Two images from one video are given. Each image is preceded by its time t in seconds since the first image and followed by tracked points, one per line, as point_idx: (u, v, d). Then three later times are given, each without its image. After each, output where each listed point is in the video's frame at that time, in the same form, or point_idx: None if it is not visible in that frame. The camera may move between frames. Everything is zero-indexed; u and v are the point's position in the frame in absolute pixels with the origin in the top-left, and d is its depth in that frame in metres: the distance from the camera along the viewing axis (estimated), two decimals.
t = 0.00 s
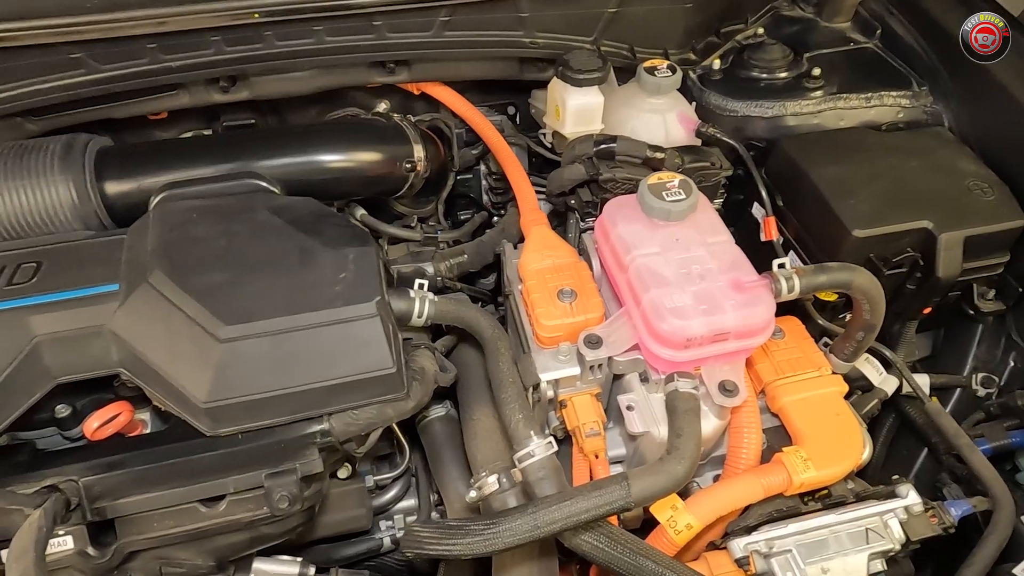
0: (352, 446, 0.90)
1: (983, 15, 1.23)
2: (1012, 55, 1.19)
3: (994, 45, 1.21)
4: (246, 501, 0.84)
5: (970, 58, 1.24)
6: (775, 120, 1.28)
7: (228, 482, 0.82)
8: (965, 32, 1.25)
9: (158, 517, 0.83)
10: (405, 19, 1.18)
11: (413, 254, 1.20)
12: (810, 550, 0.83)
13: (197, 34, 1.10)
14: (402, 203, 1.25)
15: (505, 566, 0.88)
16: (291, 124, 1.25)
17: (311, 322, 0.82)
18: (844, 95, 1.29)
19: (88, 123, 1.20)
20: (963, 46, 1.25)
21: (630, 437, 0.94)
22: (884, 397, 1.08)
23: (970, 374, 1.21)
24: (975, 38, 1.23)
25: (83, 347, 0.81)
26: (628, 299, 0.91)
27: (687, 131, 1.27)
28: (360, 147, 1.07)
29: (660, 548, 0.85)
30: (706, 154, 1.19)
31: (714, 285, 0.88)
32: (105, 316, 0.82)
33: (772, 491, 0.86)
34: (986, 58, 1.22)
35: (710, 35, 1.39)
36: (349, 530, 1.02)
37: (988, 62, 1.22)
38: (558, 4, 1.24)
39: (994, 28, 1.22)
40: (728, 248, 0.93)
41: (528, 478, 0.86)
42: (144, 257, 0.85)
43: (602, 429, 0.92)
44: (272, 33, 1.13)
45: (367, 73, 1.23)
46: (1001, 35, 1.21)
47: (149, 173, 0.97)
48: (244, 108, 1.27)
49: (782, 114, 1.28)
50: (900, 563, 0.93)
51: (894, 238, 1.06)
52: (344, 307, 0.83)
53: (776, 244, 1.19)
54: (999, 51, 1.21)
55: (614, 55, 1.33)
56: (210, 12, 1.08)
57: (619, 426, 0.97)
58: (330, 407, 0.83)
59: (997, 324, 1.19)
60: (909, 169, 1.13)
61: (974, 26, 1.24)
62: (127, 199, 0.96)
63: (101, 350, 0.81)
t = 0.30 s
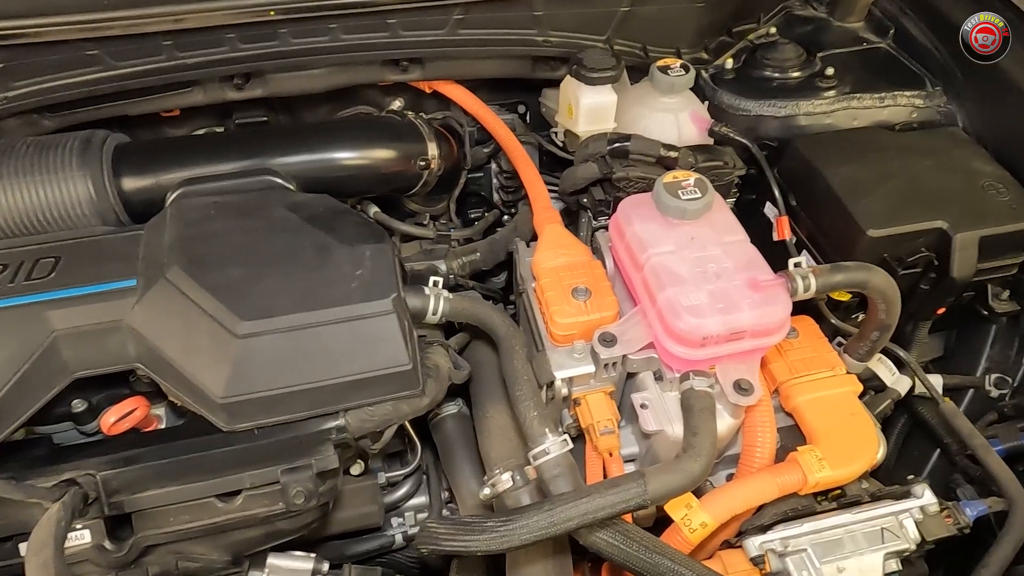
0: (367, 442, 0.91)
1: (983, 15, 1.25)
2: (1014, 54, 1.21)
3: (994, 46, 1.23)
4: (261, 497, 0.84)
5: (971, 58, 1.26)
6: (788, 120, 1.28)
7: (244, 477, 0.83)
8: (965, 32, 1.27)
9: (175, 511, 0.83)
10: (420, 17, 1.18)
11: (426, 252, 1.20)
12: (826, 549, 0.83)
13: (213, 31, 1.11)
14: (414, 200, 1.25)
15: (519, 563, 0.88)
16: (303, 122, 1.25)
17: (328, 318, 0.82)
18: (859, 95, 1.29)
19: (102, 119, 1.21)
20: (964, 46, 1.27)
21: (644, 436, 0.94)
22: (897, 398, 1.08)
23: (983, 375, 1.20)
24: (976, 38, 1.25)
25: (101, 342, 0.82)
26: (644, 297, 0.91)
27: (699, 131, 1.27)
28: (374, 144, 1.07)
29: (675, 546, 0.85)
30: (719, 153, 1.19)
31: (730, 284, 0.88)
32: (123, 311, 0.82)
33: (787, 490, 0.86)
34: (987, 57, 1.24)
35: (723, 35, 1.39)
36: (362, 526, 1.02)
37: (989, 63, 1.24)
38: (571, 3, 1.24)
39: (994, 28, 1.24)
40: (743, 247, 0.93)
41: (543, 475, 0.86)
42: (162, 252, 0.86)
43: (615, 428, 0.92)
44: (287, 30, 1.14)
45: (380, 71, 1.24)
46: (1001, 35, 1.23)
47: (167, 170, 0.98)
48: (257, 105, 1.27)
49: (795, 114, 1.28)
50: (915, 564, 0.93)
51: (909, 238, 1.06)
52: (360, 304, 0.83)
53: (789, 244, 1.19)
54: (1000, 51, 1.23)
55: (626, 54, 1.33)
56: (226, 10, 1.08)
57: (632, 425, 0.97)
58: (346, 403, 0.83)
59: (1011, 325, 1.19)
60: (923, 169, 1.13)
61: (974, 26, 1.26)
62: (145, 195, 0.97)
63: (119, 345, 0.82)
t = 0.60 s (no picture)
0: (381, 439, 0.91)
1: (983, 15, 1.26)
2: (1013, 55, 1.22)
3: (994, 46, 1.24)
4: (275, 492, 0.84)
5: (971, 58, 1.27)
6: (800, 119, 1.28)
7: (259, 472, 0.83)
8: (965, 32, 1.28)
9: (189, 505, 0.83)
10: (433, 14, 1.18)
11: (438, 249, 1.20)
12: (840, 548, 0.83)
13: (227, 28, 1.11)
14: (425, 198, 1.24)
15: (532, 560, 0.88)
16: (314, 119, 1.25)
17: (343, 314, 0.83)
18: (871, 94, 1.29)
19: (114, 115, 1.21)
20: (964, 46, 1.28)
21: (656, 434, 0.94)
22: (909, 397, 1.08)
23: (995, 376, 1.20)
24: (975, 38, 1.26)
25: (116, 336, 0.82)
26: (658, 295, 0.91)
27: (712, 129, 1.27)
28: (388, 141, 1.07)
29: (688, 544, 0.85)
30: (731, 151, 1.19)
31: (745, 282, 0.88)
32: (139, 306, 0.82)
33: (801, 488, 0.85)
34: (987, 57, 1.26)
35: (734, 33, 1.39)
36: (374, 522, 1.02)
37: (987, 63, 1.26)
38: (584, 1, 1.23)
39: (994, 28, 1.25)
40: (757, 245, 0.93)
41: (557, 472, 0.86)
42: (177, 248, 0.86)
43: (628, 425, 0.92)
44: (301, 27, 1.14)
45: (393, 69, 1.24)
46: (1001, 35, 1.24)
47: (182, 165, 0.98)
48: (268, 102, 1.27)
49: (807, 113, 1.28)
50: (928, 564, 0.93)
51: (923, 237, 1.06)
52: (375, 300, 0.84)
53: (801, 242, 1.19)
54: (1001, 50, 1.24)
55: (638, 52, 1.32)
56: (240, 6, 1.08)
57: (645, 423, 0.97)
58: (361, 399, 0.83)
59: None
60: (937, 169, 1.13)
61: (974, 26, 1.27)
62: (160, 191, 0.97)
63: (134, 340, 0.82)
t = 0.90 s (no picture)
0: (394, 437, 0.91)
1: (983, 15, 1.28)
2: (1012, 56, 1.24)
3: (994, 45, 1.27)
4: (289, 489, 0.84)
5: (971, 58, 1.29)
6: (810, 119, 1.28)
7: (272, 469, 0.83)
8: (965, 32, 1.30)
9: (203, 502, 0.83)
10: (445, 13, 1.18)
11: (450, 248, 1.20)
12: (853, 548, 0.83)
13: (240, 26, 1.11)
14: (434, 197, 1.24)
15: (544, 558, 0.88)
16: (324, 117, 1.25)
17: (356, 312, 0.83)
18: (882, 95, 1.29)
19: (126, 113, 1.21)
20: (963, 46, 1.30)
21: (668, 433, 0.94)
22: (920, 399, 1.08)
23: (1007, 377, 1.19)
24: (976, 38, 1.29)
25: (131, 333, 0.82)
26: (671, 295, 0.91)
27: (722, 129, 1.27)
28: (400, 140, 1.07)
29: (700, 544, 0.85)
30: (743, 151, 1.19)
31: (759, 282, 0.88)
32: (154, 302, 0.83)
33: (813, 489, 0.85)
34: (986, 57, 1.28)
35: (745, 33, 1.38)
36: (384, 520, 1.02)
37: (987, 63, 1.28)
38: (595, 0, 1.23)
39: (994, 28, 1.27)
40: (771, 245, 0.93)
41: (569, 471, 0.86)
42: (192, 245, 0.87)
43: (640, 424, 0.92)
44: (313, 26, 1.14)
45: (404, 68, 1.24)
46: (1001, 35, 1.26)
47: (196, 163, 0.98)
48: (278, 100, 1.27)
49: (818, 113, 1.28)
50: (940, 565, 0.92)
51: (935, 238, 1.05)
52: (389, 298, 0.84)
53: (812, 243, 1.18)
54: (1000, 50, 1.26)
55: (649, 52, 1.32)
56: (253, 5, 1.08)
57: (656, 422, 0.97)
58: (374, 396, 0.84)
59: None
60: (949, 169, 1.13)
61: (974, 26, 1.29)
62: (174, 188, 0.97)
63: (149, 337, 0.82)
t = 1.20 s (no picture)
0: (407, 435, 0.92)
1: (983, 15, 1.29)
2: (1012, 55, 1.25)
3: (994, 46, 1.28)
4: (303, 486, 0.85)
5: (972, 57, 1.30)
6: (822, 120, 1.28)
7: (287, 466, 0.83)
8: (965, 31, 1.31)
9: (217, 498, 0.84)
10: (458, 12, 1.18)
11: (461, 247, 1.20)
12: (868, 549, 0.83)
13: (254, 24, 1.11)
14: (447, 195, 1.25)
15: (557, 557, 0.88)
16: (335, 116, 1.25)
17: (372, 309, 0.83)
18: (895, 95, 1.29)
19: (140, 111, 1.22)
20: (964, 45, 1.31)
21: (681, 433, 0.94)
22: (933, 400, 1.08)
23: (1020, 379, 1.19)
24: (976, 38, 1.30)
25: (146, 329, 0.82)
26: (686, 294, 0.92)
27: (734, 129, 1.27)
28: (413, 139, 1.07)
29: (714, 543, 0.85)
30: (756, 151, 1.19)
31: (774, 282, 0.88)
32: (170, 299, 0.83)
33: (828, 489, 0.85)
34: (987, 57, 1.29)
35: (756, 33, 1.39)
36: (396, 518, 1.02)
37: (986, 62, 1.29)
38: None
39: (994, 28, 1.28)
40: (785, 245, 0.93)
41: (584, 469, 0.86)
42: (208, 242, 0.87)
43: (653, 424, 0.92)
44: (327, 24, 1.14)
45: (416, 66, 1.24)
46: (1001, 35, 1.27)
47: (211, 161, 0.99)
48: (289, 99, 1.27)
49: (830, 113, 1.28)
50: (954, 566, 0.92)
51: (949, 239, 1.05)
52: (404, 295, 0.84)
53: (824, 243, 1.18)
54: (1000, 50, 1.27)
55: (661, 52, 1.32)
56: (268, 3, 1.09)
57: (669, 422, 0.97)
58: (389, 394, 0.83)
59: None
60: (963, 170, 1.13)
61: (974, 26, 1.30)
62: (189, 185, 0.98)
63: (165, 333, 0.83)
